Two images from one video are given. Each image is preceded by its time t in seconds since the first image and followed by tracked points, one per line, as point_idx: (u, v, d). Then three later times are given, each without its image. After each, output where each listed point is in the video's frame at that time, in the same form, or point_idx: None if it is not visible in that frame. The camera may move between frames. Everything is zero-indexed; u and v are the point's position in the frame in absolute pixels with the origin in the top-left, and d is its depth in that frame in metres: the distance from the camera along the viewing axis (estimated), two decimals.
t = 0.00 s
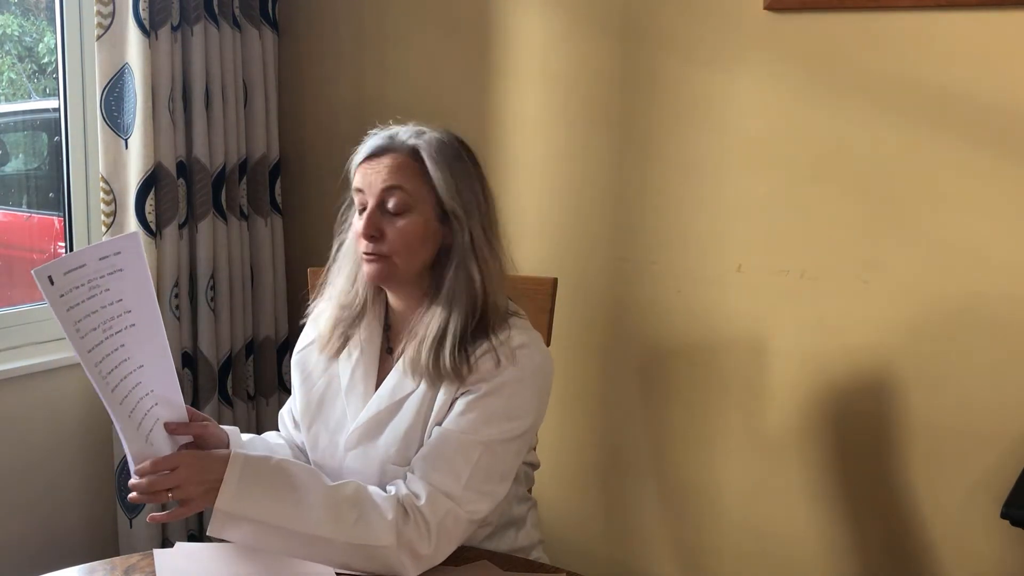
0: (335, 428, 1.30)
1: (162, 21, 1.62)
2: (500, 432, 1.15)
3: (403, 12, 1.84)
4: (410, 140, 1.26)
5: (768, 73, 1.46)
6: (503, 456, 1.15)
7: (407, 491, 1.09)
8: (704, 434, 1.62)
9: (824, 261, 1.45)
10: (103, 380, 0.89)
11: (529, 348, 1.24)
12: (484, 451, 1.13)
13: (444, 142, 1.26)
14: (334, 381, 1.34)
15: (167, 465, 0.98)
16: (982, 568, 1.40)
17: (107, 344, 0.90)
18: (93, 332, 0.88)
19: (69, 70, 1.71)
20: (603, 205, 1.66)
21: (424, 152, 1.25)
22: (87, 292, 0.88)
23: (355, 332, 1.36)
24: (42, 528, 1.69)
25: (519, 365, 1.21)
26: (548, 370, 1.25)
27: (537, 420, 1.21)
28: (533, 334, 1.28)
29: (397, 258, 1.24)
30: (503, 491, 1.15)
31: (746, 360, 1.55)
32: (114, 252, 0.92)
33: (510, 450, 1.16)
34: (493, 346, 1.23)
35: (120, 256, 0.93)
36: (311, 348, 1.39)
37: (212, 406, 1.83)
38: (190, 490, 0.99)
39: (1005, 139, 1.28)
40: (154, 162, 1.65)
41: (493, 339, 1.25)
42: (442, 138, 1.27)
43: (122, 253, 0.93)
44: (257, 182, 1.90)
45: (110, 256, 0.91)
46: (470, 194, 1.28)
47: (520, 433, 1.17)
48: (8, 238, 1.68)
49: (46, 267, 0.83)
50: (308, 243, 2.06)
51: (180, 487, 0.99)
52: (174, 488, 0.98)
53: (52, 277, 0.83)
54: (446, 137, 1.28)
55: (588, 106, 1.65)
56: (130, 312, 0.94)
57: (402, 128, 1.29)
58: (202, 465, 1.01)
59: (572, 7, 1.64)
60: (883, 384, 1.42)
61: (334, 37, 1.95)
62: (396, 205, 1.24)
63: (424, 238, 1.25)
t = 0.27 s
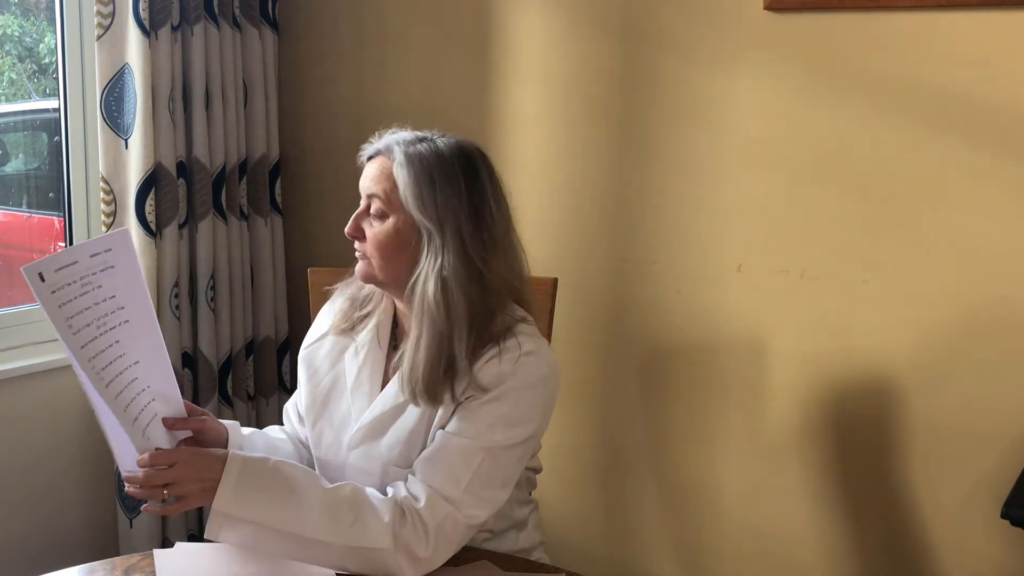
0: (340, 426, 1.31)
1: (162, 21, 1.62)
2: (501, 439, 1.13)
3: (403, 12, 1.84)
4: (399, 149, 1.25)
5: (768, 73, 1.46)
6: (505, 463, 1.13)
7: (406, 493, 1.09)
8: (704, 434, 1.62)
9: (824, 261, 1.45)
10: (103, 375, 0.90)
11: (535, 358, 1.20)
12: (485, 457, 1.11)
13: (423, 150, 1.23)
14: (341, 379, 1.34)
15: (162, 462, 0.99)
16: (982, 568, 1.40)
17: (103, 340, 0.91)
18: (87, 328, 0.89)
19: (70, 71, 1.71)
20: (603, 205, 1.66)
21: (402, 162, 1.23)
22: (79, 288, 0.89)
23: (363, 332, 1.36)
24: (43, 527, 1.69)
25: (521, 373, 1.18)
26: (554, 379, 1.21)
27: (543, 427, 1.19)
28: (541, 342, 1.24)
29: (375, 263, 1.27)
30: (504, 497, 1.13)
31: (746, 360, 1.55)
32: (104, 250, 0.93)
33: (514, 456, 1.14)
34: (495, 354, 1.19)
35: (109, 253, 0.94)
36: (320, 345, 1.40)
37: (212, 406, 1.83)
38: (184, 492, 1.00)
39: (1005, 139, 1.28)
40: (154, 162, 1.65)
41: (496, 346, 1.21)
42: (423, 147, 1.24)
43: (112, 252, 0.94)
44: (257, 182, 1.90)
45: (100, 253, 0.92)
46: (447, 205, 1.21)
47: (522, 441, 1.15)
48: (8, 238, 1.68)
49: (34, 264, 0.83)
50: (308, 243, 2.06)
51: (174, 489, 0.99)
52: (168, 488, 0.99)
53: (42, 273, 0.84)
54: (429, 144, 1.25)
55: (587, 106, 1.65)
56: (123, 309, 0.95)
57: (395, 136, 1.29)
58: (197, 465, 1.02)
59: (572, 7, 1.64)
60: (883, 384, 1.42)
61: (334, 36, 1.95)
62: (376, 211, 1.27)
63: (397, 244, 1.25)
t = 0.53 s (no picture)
0: (343, 427, 1.30)
1: (162, 21, 1.62)
2: (504, 440, 1.13)
3: (403, 11, 1.84)
4: (413, 149, 1.26)
5: (768, 73, 1.46)
6: (507, 465, 1.13)
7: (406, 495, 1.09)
8: (704, 434, 1.62)
9: (824, 261, 1.45)
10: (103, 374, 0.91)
11: (538, 361, 1.19)
12: (487, 458, 1.11)
13: (437, 150, 1.24)
14: (345, 380, 1.34)
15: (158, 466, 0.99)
16: (982, 568, 1.40)
17: (104, 340, 0.91)
18: (89, 328, 0.89)
19: (70, 71, 1.71)
20: (603, 205, 1.66)
21: (417, 162, 1.24)
22: (82, 289, 0.89)
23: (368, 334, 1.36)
24: (42, 527, 1.69)
25: (526, 374, 1.17)
26: (558, 381, 1.21)
27: (545, 430, 1.19)
28: (545, 346, 1.24)
29: (385, 263, 1.27)
30: (507, 499, 1.13)
31: (745, 360, 1.55)
32: (107, 249, 0.93)
33: (516, 459, 1.14)
34: (501, 355, 1.19)
35: (116, 252, 0.94)
36: (324, 345, 1.40)
37: (212, 406, 1.83)
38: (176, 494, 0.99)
39: (1005, 138, 1.28)
40: (154, 162, 1.65)
41: (502, 347, 1.20)
42: (436, 147, 1.25)
43: (116, 250, 0.94)
44: (257, 182, 1.90)
45: (103, 253, 0.91)
46: (459, 206, 1.22)
47: (525, 442, 1.15)
48: (8, 238, 1.68)
49: (39, 263, 0.84)
50: (308, 243, 2.06)
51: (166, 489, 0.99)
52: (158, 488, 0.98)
53: (47, 273, 0.85)
54: (443, 145, 1.25)
55: (587, 106, 1.65)
56: (127, 308, 0.95)
57: (408, 136, 1.30)
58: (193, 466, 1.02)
59: (572, 7, 1.64)
60: (883, 384, 1.42)
61: (334, 36, 1.95)
62: (388, 210, 1.27)
63: (408, 244, 1.26)
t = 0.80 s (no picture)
0: (342, 428, 1.30)
1: (162, 21, 1.62)
2: (503, 441, 1.13)
3: (403, 11, 1.84)
4: (424, 149, 1.27)
5: (767, 73, 1.46)
6: (506, 465, 1.13)
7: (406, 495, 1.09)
8: (704, 434, 1.62)
9: (824, 261, 1.45)
10: (107, 376, 0.90)
11: (538, 361, 1.20)
12: (486, 459, 1.11)
13: (448, 151, 1.26)
14: (344, 380, 1.34)
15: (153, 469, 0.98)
16: (981, 568, 1.40)
17: (113, 339, 0.91)
18: (98, 327, 0.89)
19: (70, 71, 1.71)
20: (603, 205, 1.66)
21: (430, 161, 1.25)
22: (92, 288, 0.87)
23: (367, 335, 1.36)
24: (42, 527, 1.69)
25: (525, 374, 1.18)
26: (557, 381, 1.21)
27: (544, 430, 1.19)
28: (544, 345, 1.24)
29: (390, 261, 1.27)
30: (506, 500, 1.13)
31: (745, 360, 1.55)
32: (118, 248, 0.92)
33: (515, 459, 1.14)
34: (499, 355, 1.19)
35: (126, 251, 0.93)
36: (324, 345, 1.40)
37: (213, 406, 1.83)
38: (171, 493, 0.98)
39: (1005, 138, 1.29)
40: (154, 162, 1.65)
41: (500, 347, 1.21)
42: (447, 147, 1.27)
43: (126, 249, 0.93)
44: (257, 183, 1.90)
45: (114, 252, 0.91)
46: (470, 208, 1.25)
47: (524, 442, 1.15)
48: (8, 238, 1.68)
49: (48, 261, 0.82)
50: (308, 243, 2.06)
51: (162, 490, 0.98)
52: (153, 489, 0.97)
53: (55, 272, 0.83)
54: (454, 146, 1.28)
55: (587, 106, 1.65)
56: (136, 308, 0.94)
57: (415, 136, 1.31)
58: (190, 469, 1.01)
59: (572, 7, 1.64)
60: (882, 384, 1.42)
61: (333, 36, 1.95)
62: (394, 209, 1.27)
63: (414, 243, 1.26)
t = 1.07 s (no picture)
0: (341, 428, 1.30)
1: (162, 21, 1.62)
2: (501, 440, 1.12)
3: (403, 11, 1.84)
4: (426, 149, 1.28)
5: (768, 73, 1.45)
6: (504, 465, 1.12)
7: (402, 496, 1.08)
8: (704, 435, 1.62)
9: (823, 261, 1.45)
10: (115, 370, 0.90)
11: (536, 361, 1.19)
12: (485, 458, 1.11)
13: (452, 152, 1.26)
14: (343, 381, 1.34)
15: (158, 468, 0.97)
16: (981, 568, 1.40)
17: (125, 335, 0.92)
18: (110, 322, 0.90)
19: (70, 71, 1.71)
20: (603, 205, 1.66)
21: (433, 161, 1.25)
22: (105, 282, 0.89)
23: (364, 336, 1.36)
24: (42, 526, 1.70)
25: (524, 373, 1.17)
26: (556, 380, 1.21)
27: (543, 429, 1.18)
28: (542, 344, 1.24)
29: (390, 260, 1.26)
30: (505, 499, 1.12)
31: (745, 360, 1.55)
32: (134, 245, 0.93)
33: (513, 458, 1.13)
34: (497, 355, 1.19)
35: (140, 248, 0.94)
36: (323, 345, 1.40)
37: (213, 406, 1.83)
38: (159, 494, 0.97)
39: (1005, 138, 1.28)
40: (154, 162, 1.65)
41: (498, 347, 1.21)
42: (451, 148, 1.27)
43: (141, 248, 0.94)
44: (257, 183, 1.90)
45: (128, 249, 0.92)
46: (472, 209, 1.25)
47: (523, 441, 1.14)
48: (8, 238, 1.68)
49: (61, 252, 0.83)
50: (308, 243, 2.06)
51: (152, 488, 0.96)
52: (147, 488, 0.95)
53: (68, 263, 0.84)
54: (457, 146, 1.28)
55: (587, 106, 1.65)
56: (150, 306, 0.96)
57: (418, 136, 1.31)
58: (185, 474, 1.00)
59: (572, 7, 1.64)
60: (882, 384, 1.42)
61: (333, 36, 1.95)
62: (395, 208, 1.27)
63: (415, 242, 1.26)
